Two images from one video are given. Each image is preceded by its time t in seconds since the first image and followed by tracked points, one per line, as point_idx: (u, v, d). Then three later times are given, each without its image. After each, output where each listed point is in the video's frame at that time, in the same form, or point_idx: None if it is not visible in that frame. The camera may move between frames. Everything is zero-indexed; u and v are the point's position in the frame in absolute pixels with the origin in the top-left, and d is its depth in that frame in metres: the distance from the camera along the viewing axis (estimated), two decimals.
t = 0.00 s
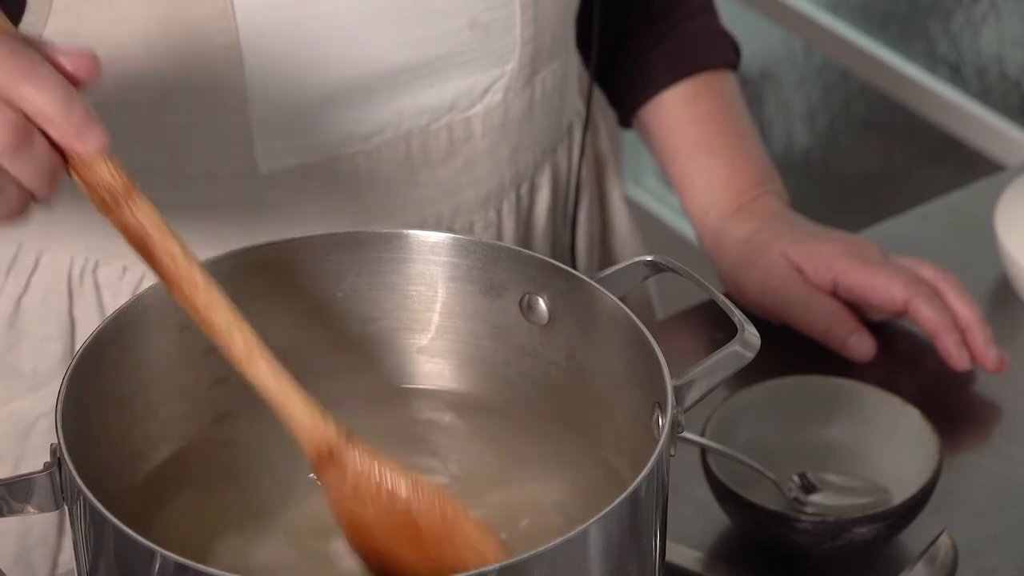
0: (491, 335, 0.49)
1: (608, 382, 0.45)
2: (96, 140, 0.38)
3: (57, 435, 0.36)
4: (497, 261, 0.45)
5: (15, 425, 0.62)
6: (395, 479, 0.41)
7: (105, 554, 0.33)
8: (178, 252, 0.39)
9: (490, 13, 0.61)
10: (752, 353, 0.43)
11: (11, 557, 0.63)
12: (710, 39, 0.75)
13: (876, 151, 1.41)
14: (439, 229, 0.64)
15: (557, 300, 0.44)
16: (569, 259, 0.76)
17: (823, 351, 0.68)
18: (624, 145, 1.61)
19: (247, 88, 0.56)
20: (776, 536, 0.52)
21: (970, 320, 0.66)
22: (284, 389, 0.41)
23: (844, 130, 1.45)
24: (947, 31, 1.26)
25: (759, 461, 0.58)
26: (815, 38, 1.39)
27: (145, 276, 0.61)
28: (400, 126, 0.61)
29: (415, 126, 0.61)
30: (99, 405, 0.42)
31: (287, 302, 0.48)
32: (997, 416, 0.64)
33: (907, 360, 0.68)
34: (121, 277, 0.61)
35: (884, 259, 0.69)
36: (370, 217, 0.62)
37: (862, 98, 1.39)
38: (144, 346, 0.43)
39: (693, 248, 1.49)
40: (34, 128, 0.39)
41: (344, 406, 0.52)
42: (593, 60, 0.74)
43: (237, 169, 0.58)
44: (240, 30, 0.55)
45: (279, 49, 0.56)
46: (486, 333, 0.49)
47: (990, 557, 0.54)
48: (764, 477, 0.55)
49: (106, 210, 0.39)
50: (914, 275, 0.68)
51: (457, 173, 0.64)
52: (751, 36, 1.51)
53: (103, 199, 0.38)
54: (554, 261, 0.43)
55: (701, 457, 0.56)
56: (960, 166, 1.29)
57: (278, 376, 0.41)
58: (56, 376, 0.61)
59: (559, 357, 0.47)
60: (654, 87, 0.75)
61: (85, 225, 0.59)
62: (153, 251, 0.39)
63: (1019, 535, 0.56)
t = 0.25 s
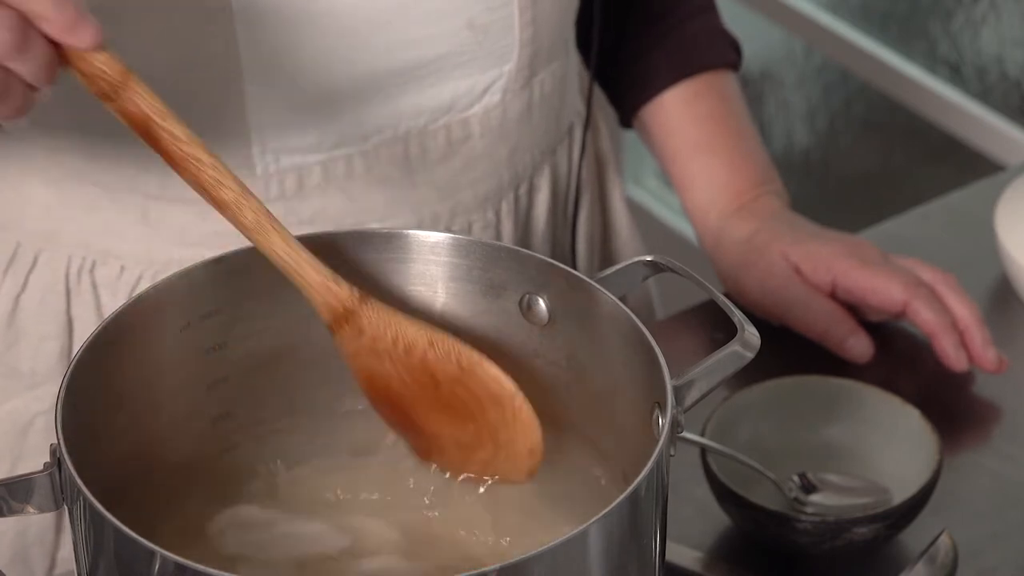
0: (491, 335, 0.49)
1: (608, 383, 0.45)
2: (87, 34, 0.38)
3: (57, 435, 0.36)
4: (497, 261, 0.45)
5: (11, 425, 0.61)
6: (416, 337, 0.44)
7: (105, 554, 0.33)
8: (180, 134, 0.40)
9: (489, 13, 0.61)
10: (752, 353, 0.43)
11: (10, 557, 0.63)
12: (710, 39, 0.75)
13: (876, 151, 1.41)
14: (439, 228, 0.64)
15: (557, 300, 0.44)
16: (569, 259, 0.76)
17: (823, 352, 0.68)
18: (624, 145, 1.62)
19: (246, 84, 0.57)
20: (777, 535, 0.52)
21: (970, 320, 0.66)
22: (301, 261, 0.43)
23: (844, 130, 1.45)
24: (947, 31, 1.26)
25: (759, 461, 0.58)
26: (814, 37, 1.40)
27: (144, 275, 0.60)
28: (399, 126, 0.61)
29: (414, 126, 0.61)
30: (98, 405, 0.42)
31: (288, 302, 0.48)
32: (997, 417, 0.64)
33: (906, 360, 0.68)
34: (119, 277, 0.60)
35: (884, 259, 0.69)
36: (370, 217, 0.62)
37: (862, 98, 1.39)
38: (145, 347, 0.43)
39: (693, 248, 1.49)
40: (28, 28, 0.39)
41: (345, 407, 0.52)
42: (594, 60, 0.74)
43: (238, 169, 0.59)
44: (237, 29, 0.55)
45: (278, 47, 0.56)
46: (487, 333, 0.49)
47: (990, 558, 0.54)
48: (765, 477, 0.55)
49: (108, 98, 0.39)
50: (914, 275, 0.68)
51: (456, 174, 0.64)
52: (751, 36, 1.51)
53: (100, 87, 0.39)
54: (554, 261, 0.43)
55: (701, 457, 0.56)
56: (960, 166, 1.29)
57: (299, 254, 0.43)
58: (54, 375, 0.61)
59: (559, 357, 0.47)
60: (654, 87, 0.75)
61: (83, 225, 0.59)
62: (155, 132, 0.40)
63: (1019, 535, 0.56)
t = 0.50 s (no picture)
0: (491, 335, 0.49)
1: (608, 382, 0.45)
2: (133, 134, 0.39)
3: (57, 435, 0.36)
4: (496, 261, 0.45)
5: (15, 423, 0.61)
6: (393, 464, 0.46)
7: (105, 554, 0.33)
8: (203, 243, 0.40)
9: (490, 12, 0.61)
10: (752, 353, 0.43)
11: (10, 556, 0.63)
12: (711, 39, 0.75)
13: (877, 151, 1.41)
14: (439, 228, 0.64)
15: (558, 300, 0.44)
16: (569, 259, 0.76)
17: (824, 351, 0.68)
18: (624, 144, 1.62)
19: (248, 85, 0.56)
20: (776, 535, 0.52)
21: (970, 319, 0.66)
22: (293, 377, 0.44)
23: (844, 130, 1.45)
24: (947, 31, 1.26)
25: (759, 461, 0.58)
26: (815, 37, 1.40)
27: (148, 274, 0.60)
28: (400, 125, 0.61)
29: (415, 124, 0.61)
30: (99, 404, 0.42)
31: (287, 302, 0.48)
32: (997, 416, 0.64)
33: (907, 360, 0.68)
34: (122, 275, 0.60)
35: (884, 258, 0.69)
36: (370, 217, 0.62)
37: (862, 98, 1.39)
38: (144, 347, 0.43)
39: (693, 247, 1.49)
40: (81, 121, 0.39)
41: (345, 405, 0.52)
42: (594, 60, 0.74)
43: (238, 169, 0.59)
44: (242, 29, 0.55)
45: (279, 48, 0.56)
46: (487, 333, 0.49)
47: (990, 557, 0.54)
48: (765, 477, 0.55)
49: (137, 197, 0.39)
50: (914, 274, 0.68)
51: (456, 173, 0.64)
52: (751, 36, 1.51)
53: (134, 186, 0.39)
54: (553, 261, 0.43)
55: (701, 457, 0.56)
56: (960, 166, 1.29)
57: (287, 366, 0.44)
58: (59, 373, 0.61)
59: (560, 357, 0.47)
60: (654, 86, 0.75)
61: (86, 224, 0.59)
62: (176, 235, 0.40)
63: (1019, 535, 0.56)
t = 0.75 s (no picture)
0: (492, 335, 0.49)
1: (608, 383, 0.45)
2: (93, 115, 0.39)
3: (57, 435, 0.36)
4: (496, 261, 0.45)
5: (17, 422, 0.61)
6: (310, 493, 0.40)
7: (104, 555, 0.33)
8: (154, 248, 0.39)
9: (490, 12, 0.61)
10: (752, 353, 0.43)
11: (11, 556, 0.63)
12: (711, 39, 0.75)
13: (877, 151, 1.42)
14: (440, 228, 0.64)
15: (558, 300, 0.44)
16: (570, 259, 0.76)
17: (824, 351, 0.68)
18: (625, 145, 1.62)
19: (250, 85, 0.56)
20: (776, 535, 0.52)
21: (970, 318, 0.66)
22: (235, 409, 0.40)
23: (844, 130, 1.45)
24: (947, 31, 1.26)
25: (759, 461, 0.58)
26: (815, 37, 1.40)
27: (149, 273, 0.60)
28: (401, 125, 0.61)
29: (416, 124, 0.61)
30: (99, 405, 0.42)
31: (288, 302, 0.48)
32: (997, 416, 0.64)
33: (907, 359, 0.68)
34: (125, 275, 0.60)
35: (885, 258, 0.69)
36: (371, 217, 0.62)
37: (862, 98, 1.39)
38: (143, 347, 0.43)
39: (693, 247, 1.49)
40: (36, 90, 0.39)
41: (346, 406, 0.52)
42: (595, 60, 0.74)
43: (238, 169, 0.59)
44: (246, 30, 0.55)
45: (281, 49, 0.56)
46: (487, 333, 0.49)
47: (990, 557, 0.54)
48: (764, 477, 0.55)
49: (90, 190, 0.39)
50: (913, 273, 0.68)
51: (457, 173, 0.64)
52: (751, 36, 1.52)
53: (89, 177, 0.39)
54: (554, 261, 0.43)
55: (701, 457, 0.56)
56: (959, 166, 1.29)
57: (231, 396, 0.40)
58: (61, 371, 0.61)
59: (560, 357, 0.47)
60: (655, 86, 0.75)
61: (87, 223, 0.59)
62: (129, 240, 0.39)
63: (1019, 535, 0.55)
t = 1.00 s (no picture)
0: (492, 335, 0.49)
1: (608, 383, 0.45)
2: (88, 157, 0.35)
3: (57, 435, 0.36)
4: (496, 261, 0.45)
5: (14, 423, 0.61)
6: None
7: (105, 555, 0.33)
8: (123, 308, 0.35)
9: (490, 13, 0.61)
10: (752, 353, 0.43)
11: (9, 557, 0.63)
12: (711, 39, 0.75)
13: (876, 151, 1.42)
14: (439, 228, 0.64)
15: (558, 300, 0.44)
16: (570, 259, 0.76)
17: (823, 351, 0.68)
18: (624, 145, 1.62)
19: (249, 86, 0.56)
20: (776, 535, 0.52)
21: (970, 318, 0.66)
22: (174, 481, 0.36)
23: (844, 130, 1.45)
24: (947, 31, 1.26)
25: (759, 461, 0.58)
26: (815, 38, 1.40)
27: (146, 274, 0.60)
28: (400, 127, 0.61)
29: (415, 125, 0.61)
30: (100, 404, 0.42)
31: (287, 301, 0.48)
32: (997, 416, 0.64)
33: (907, 359, 0.68)
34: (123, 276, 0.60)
35: (885, 258, 0.69)
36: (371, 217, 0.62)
37: (862, 98, 1.39)
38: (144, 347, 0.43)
39: (693, 247, 1.49)
40: (33, 124, 0.35)
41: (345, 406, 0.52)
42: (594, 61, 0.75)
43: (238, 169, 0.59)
44: (243, 30, 0.55)
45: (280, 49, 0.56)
46: (486, 333, 0.49)
47: (990, 557, 0.54)
48: (764, 477, 0.55)
49: (66, 239, 0.34)
50: (913, 273, 0.68)
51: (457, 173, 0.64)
52: (751, 36, 1.52)
53: (69, 223, 0.34)
54: (554, 261, 0.43)
55: (701, 457, 0.56)
56: (959, 166, 1.29)
57: (173, 469, 0.36)
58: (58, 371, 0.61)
59: (560, 357, 0.47)
60: (654, 87, 0.75)
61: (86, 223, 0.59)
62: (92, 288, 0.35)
63: (1019, 535, 0.56)
